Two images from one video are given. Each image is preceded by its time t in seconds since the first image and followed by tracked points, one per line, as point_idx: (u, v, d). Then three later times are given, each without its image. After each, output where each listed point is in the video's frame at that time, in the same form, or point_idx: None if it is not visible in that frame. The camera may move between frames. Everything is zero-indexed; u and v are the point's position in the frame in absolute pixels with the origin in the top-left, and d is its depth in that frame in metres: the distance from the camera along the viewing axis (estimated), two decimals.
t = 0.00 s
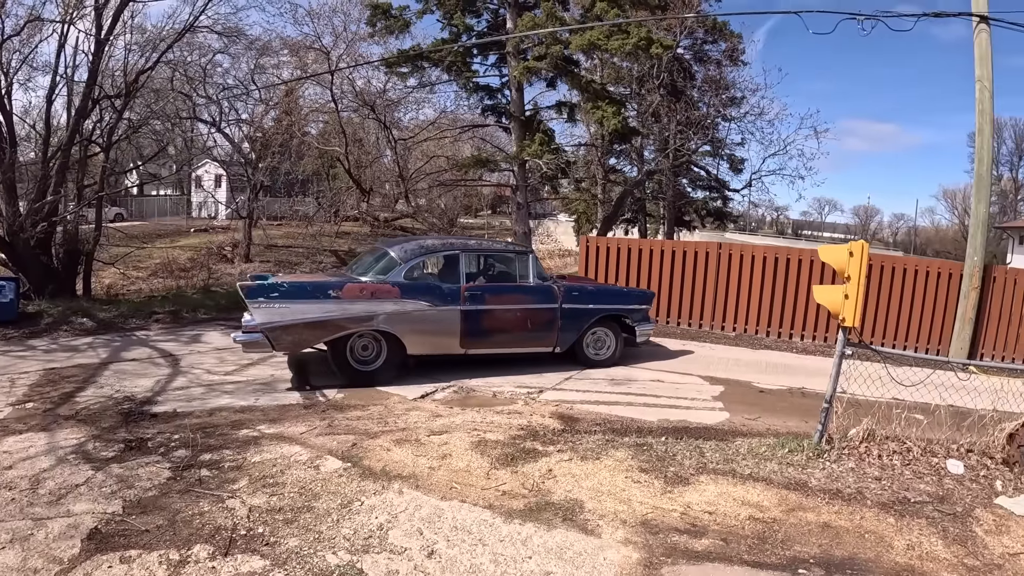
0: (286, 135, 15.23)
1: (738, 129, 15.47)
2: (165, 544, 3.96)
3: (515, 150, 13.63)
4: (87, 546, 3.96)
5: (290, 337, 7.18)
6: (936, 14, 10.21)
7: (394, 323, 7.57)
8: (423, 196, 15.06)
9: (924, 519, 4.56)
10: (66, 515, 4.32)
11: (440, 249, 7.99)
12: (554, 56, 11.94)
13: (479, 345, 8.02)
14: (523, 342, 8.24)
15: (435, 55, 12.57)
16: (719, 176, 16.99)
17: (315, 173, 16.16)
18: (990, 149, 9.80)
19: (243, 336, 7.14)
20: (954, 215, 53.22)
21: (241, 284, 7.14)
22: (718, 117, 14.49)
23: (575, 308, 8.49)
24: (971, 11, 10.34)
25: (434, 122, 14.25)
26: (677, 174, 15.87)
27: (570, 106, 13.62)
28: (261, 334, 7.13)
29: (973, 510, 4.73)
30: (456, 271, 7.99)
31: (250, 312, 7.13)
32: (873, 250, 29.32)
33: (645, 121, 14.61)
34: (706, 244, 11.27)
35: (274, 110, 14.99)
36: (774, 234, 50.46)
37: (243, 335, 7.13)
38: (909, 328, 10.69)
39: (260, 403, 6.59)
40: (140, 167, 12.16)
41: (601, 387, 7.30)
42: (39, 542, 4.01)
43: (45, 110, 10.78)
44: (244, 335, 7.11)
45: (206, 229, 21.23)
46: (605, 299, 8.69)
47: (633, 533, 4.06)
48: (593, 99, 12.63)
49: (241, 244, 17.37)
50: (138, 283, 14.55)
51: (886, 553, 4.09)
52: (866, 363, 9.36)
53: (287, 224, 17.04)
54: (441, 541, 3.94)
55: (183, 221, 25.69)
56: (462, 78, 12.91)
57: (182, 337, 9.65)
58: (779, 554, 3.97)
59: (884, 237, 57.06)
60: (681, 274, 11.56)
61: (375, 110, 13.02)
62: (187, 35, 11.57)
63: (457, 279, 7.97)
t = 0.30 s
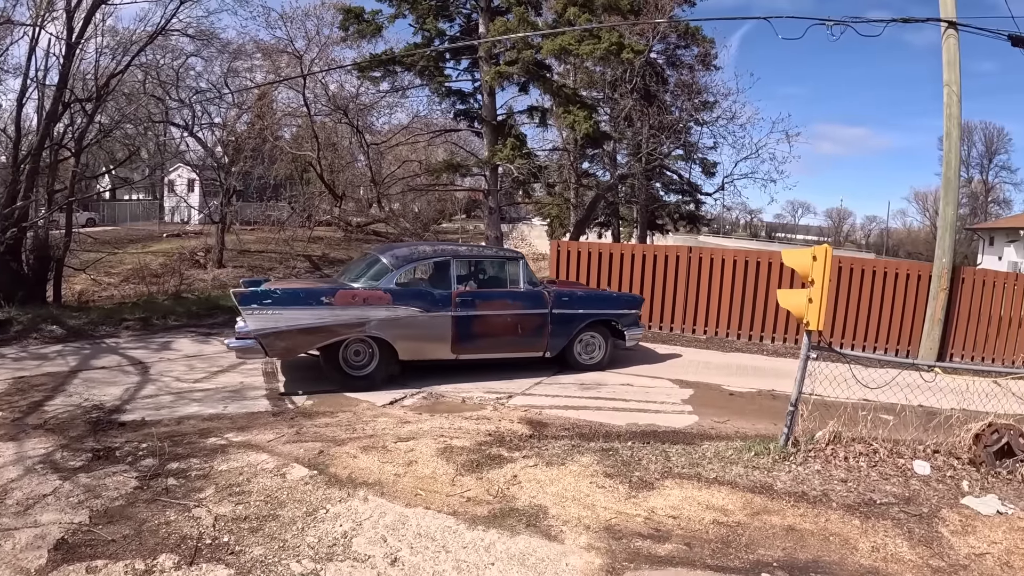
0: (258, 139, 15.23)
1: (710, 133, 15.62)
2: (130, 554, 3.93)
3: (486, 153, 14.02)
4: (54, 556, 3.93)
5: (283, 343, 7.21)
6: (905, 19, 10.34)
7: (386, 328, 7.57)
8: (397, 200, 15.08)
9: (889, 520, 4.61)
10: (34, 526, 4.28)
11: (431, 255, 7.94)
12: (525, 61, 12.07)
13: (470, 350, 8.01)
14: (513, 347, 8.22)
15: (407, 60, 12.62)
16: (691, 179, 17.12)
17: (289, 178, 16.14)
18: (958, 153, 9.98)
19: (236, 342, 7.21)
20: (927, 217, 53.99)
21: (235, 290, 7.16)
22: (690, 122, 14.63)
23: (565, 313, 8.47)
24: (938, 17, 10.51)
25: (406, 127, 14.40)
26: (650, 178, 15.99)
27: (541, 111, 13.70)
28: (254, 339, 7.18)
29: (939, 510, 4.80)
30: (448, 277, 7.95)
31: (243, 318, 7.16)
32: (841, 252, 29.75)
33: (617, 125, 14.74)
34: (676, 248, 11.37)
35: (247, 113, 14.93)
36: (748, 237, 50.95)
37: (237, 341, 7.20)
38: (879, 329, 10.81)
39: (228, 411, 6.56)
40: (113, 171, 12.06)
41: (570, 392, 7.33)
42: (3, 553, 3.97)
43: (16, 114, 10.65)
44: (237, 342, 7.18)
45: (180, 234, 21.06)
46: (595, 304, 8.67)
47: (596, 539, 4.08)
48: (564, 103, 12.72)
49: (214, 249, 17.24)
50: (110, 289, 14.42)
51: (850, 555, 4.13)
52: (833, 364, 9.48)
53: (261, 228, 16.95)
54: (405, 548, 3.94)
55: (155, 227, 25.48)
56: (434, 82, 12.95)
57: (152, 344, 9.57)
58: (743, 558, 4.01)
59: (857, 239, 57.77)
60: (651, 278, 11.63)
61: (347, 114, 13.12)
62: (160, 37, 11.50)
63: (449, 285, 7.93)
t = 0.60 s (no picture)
0: (241, 143, 15.15)
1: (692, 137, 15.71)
2: (110, 563, 3.89)
3: (469, 157, 14.01)
4: (33, 565, 3.89)
5: (282, 347, 7.14)
6: (885, 24, 10.44)
7: (384, 333, 7.54)
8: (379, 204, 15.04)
9: (871, 521, 4.65)
10: (12, 535, 4.23)
11: (428, 259, 7.96)
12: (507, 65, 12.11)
13: (468, 353, 8.00)
14: (509, 351, 8.23)
15: (389, 64, 12.61)
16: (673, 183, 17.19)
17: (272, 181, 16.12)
18: (938, 155, 10.09)
19: (235, 346, 7.09)
20: (909, 219, 54.51)
21: (232, 296, 7.09)
22: (673, 125, 14.71)
23: (561, 317, 8.48)
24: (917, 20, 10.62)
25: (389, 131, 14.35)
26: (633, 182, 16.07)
27: (523, 115, 13.73)
28: (253, 345, 7.09)
29: (921, 510, 4.84)
30: (445, 281, 7.94)
31: (241, 324, 7.08)
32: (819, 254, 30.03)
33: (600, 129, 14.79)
34: (658, 251, 11.41)
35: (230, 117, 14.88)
36: (731, 239, 51.26)
37: (236, 346, 7.09)
38: (860, 329, 10.89)
39: (210, 417, 6.52)
40: (95, 175, 11.95)
41: (551, 396, 7.34)
42: None
43: None
44: (236, 346, 7.06)
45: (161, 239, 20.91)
46: (590, 308, 8.69)
47: (578, 543, 4.08)
48: (546, 107, 12.73)
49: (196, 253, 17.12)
50: (92, 294, 14.30)
51: (832, 556, 4.15)
52: (814, 365, 9.54)
53: (244, 233, 16.86)
54: (385, 554, 3.92)
55: (136, 232, 25.29)
56: (416, 86, 12.96)
57: (134, 350, 9.50)
58: (724, 560, 4.02)
59: (840, 241, 58.27)
60: (633, 281, 11.67)
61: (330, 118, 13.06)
62: (142, 40, 11.43)
63: (446, 289, 7.94)
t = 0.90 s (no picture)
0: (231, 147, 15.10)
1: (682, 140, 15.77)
2: (100, 570, 3.86)
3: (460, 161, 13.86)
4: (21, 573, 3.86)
5: (282, 352, 7.14)
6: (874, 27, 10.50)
7: (385, 337, 7.52)
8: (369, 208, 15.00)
9: (863, 522, 4.66)
10: (0, 542, 4.19)
11: (428, 263, 7.95)
12: (497, 68, 12.13)
13: (469, 356, 7.99)
14: (509, 354, 8.20)
15: (379, 67, 12.61)
16: (663, 186, 17.24)
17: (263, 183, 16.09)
18: (927, 157, 10.16)
19: (237, 351, 7.14)
20: (897, 220, 54.85)
21: (234, 300, 7.09)
22: (662, 128, 14.77)
23: (561, 320, 8.48)
24: (906, 23, 10.69)
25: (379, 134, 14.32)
26: (623, 185, 16.09)
27: (513, 118, 13.74)
28: (254, 349, 7.11)
29: (913, 510, 4.86)
30: (445, 285, 7.94)
31: (243, 328, 7.09)
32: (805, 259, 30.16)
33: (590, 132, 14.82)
34: (648, 254, 11.43)
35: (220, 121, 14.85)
36: (720, 241, 51.48)
37: (238, 351, 7.13)
38: (850, 331, 10.94)
39: (200, 423, 6.48)
40: (84, 179, 11.88)
41: (542, 399, 7.34)
42: None
43: None
44: (238, 351, 7.10)
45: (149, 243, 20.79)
46: (590, 311, 8.69)
47: (570, 546, 4.08)
48: (536, 110, 12.74)
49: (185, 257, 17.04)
50: (81, 299, 14.21)
51: (825, 557, 4.16)
52: (805, 367, 9.57)
53: (234, 237, 16.78)
54: (377, 559, 3.91)
55: (125, 237, 25.17)
56: (406, 89, 12.95)
57: (124, 355, 9.44)
58: (717, 562, 4.02)
59: (829, 243, 58.58)
60: (623, 284, 11.69)
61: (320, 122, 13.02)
62: (131, 43, 11.37)
63: (446, 293, 7.93)
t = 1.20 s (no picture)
0: (227, 149, 15.06)
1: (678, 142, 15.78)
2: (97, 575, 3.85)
3: (456, 163, 13.90)
4: None
5: (287, 355, 7.13)
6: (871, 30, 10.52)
7: (389, 340, 7.51)
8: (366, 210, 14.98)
9: (862, 523, 4.66)
10: None
11: (430, 266, 7.94)
12: (494, 70, 12.11)
13: (472, 360, 7.98)
14: (512, 356, 8.20)
15: (376, 70, 12.60)
16: (660, 188, 17.24)
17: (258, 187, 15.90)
18: (924, 159, 10.19)
19: (241, 354, 7.21)
20: (893, 222, 54.95)
21: (238, 303, 7.08)
22: (659, 130, 14.79)
23: (564, 323, 8.47)
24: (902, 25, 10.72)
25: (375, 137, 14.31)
26: (620, 187, 16.09)
27: (510, 121, 13.73)
28: (259, 352, 7.10)
29: (912, 511, 4.86)
30: (448, 288, 7.94)
31: (247, 331, 7.08)
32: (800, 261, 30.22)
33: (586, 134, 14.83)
34: (645, 256, 11.42)
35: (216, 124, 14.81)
36: (717, 243, 51.59)
37: (242, 354, 7.20)
38: (847, 332, 10.96)
39: (197, 426, 6.46)
40: (80, 182, 11.84)
41: (539, 401, 7.34)
42: None
43: None
44: (243, 354, 7.18)
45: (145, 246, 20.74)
46: (593, 313, 8.70)
47: (569, 549, 4.07)
48: (533, 113, 12.73)
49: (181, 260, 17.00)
50: (76, 302, 14.16)
51: (824, 558, 4.16)
52: (802, 368, 9.58)
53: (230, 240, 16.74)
54: (376, 563, 3.90)
55: (121, 240, 25.13)
56: (403, 92, 12.94)
57: (121, 358, 9.41)
58: (716, 564, 4.02)
59: (825, 245, 58.69)
60: (620, 286, 11.69)
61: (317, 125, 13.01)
62: (127, 46, 11.35)
63: (449, 296, 7.91)
